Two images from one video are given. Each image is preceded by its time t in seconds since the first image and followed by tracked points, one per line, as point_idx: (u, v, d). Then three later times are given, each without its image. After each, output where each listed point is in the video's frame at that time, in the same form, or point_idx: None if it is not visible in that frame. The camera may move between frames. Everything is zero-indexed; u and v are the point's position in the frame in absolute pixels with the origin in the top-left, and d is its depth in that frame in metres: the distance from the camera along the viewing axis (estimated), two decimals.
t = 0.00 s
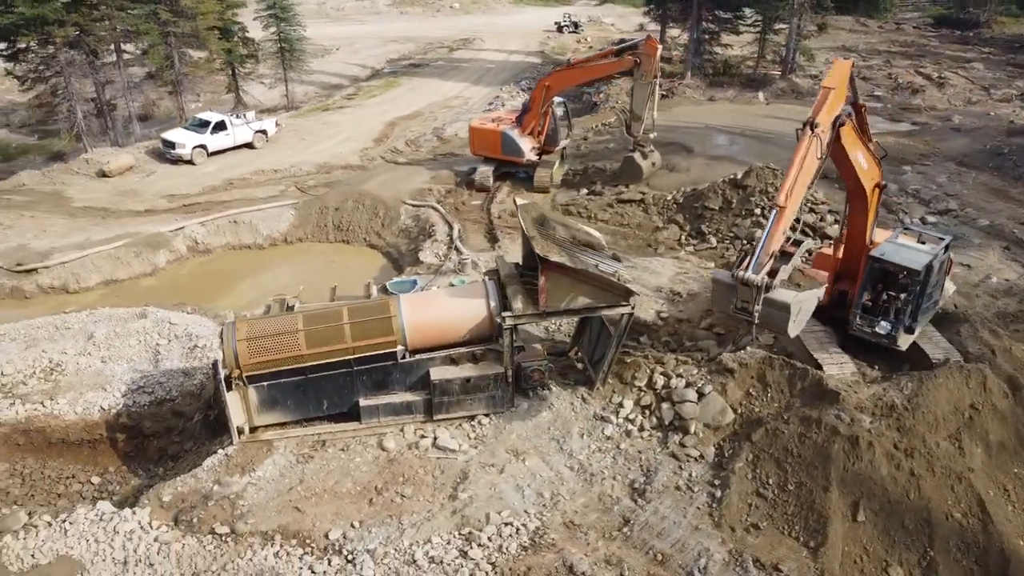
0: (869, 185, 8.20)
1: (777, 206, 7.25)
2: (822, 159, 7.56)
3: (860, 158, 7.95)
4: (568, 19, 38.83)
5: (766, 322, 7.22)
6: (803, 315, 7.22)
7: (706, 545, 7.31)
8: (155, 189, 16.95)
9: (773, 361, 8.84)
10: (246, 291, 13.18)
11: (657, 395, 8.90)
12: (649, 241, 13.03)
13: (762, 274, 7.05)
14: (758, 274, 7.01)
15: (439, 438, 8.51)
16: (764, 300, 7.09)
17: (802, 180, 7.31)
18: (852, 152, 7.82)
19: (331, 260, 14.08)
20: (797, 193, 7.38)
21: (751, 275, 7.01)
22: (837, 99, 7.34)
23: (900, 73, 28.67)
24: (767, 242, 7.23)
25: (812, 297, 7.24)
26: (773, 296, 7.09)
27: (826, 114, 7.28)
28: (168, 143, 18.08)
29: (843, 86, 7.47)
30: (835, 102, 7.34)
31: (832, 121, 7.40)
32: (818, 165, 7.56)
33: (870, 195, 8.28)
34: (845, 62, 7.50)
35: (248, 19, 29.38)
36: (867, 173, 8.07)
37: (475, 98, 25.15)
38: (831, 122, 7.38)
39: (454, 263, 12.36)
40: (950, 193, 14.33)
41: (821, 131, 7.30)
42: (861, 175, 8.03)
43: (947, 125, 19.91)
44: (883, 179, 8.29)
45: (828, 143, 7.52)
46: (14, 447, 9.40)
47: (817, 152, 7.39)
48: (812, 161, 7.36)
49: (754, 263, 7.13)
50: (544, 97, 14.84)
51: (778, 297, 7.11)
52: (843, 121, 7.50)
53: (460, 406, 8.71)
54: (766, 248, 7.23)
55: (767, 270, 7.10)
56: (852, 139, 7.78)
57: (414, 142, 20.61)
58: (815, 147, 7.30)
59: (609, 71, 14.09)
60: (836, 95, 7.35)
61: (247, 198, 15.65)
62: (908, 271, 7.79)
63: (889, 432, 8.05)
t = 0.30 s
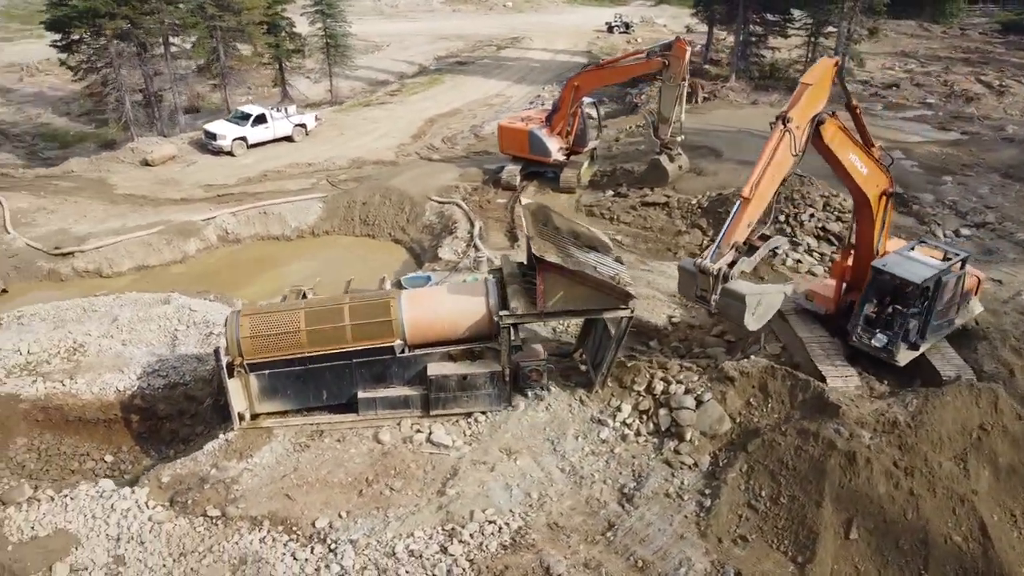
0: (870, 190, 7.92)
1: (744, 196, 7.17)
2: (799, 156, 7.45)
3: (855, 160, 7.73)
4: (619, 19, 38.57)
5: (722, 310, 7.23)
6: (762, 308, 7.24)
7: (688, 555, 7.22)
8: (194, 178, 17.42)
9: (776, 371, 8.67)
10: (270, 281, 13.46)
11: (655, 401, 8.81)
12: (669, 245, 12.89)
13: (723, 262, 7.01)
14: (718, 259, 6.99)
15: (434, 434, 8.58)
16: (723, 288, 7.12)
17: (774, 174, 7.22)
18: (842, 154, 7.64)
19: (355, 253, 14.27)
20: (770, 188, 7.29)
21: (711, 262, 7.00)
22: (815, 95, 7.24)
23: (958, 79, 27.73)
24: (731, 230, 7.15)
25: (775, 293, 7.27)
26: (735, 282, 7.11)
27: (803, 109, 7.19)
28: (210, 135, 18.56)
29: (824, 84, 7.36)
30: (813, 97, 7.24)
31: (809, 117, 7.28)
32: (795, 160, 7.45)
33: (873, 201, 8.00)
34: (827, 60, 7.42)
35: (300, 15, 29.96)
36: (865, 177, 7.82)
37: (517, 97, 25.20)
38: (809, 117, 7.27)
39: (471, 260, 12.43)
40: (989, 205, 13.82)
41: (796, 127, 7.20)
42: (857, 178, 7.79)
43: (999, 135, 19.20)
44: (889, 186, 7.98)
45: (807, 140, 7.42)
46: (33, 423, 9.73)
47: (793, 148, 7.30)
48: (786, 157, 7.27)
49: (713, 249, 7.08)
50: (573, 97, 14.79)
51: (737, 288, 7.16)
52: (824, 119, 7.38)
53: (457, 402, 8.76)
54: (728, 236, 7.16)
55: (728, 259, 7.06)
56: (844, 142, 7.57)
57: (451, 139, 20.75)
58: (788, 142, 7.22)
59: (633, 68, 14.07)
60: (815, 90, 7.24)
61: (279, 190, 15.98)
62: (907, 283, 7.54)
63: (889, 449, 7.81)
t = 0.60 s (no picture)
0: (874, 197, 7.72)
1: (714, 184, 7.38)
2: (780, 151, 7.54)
3: (853, 163, 7.59)
4: (672, 20, 38.11)
5: (685, 298, 7.37)
6: (724, 297, 7.27)
7: (668, 564, 7.13)
8: (232, 169, 17.83)
9: (777, 382, 8.49)
10: (294, 272, 13.71)
11: (653, 406, 8.73)
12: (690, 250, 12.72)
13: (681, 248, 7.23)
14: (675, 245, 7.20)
15: (429, 429, 8.64)
16: (683, 275, 7.27)
17: (747, 165, 7.38)
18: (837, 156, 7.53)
19: (380, 247, 14.44)
20: (744, 179, 7.44)
21: (671, 248, 7.21)
22: (796, 90, 7.31)
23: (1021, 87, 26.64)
24: (698, 217, 7.39)
25: (740, 284, 7.27)
26: (693, 270, 7.25)
27: (781, 103, 7.29)
28: (251, 127, 19.00)
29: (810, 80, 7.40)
30: (793, 93, 7.30)
31: (790, 112, 7.37)
32: (776, 154, 7.54)
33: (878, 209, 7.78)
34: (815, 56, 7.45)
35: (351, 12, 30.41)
36: (867, 183, 7.64)
37: (559, 96, 25.15)
38: (789, 112, 7.37)
39: (488, 258, 12.47)
40: None
41: (773, 121, 7.32)
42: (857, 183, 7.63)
43: None
44: (898, 195, 7.73)
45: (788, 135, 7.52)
46: (53, 400, 10.02)
47: (770, 141, 7.42)
48: (763, 150, 7.40)
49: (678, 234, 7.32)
50: (604, 98, 14.68)
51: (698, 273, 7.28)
52: (809, 115, 7.42)
53: (453, 399, 8.81)
54: (694, 224, 7.39)
55: (689, 246, 7.24)
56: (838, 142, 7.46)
57: (488, 137, 20.82)
58: (764, 135, 7.35)
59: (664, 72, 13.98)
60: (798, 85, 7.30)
61: (312, 183, 16.26)
62: (906, 296, 7.28)
63: (887, 467, 7.57)
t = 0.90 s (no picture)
0: (876, 203, 8.00)
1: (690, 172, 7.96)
2: (761, 146, 8.05)
3: (849, 166, 7.92)
4: (728, 22, 37.45)
5: (654, 283, 7.71)
6: (691, 285, 7.56)
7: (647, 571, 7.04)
8: (271, 161, 18.23)
9: (777, 393, 8.33)
10: (319, 263, 13.96)
11: (650, 411, 8.65)
12: (711, 255, 12.54)
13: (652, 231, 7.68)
14: (642, 230, 7.63)
15: (424, 424, 8.71)
16: (650, 260, 7.64)
17: (724, 156, 7.95)
18: (830, 156, 7.96)
19: (406, 243, 14.60)
20: (722, 169, 8.00)
21: (640, 232, 7.61)
22: (778, 88, 7.88)
23: None
24: (671, 204, 7.94)
25: (707, 274, 7.53)
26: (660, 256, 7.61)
27: (761, 99, 7.88)
28: (292, 121, 19.39)
29: (794, 80, 7.98)
30: (773, 90, 7.86)
31: (770, 109, 7.92)
32: (757, 149, 8.06)
33: (882, 216, 8.02)
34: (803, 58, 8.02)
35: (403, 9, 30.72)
36: (866, 186, 7.96)
37: (603, 97, 25.01)
38: (771, 108, 7.93)
39: (505, 257, 12.51)
40: None
41: (753, 115, 7.90)
42: (854, 186, 7.97)
43: None
44: (901, 202, 7.92)
45: (770, 131, 8.07)
46: (75, 378, 10.42)
47: (750, 135, 7.98)
48: (742, 142, 7.98)
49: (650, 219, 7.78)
50: (635, 99, 14.53)
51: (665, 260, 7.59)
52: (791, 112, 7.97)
53: (450, 394, 8.86)
54: (666, 210, 7.94)
55: (659, 232, 7.63)
56: (824, 141, 7.90)
57: (526, 136, 20.83)
58: (744, 128, 7.93)
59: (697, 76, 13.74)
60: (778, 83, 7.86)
61: (344, 177, 16.52)
62: (900, 309, 7.11)
63: (882, 485, 7.33)
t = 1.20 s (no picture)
0: (876, 212, 8.13)
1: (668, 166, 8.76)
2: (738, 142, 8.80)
3: (841, 171, 8.20)
4: (788, 25, 36.64)
5: (626, 273, 8.48)
6: (658, 276, 8.20)
7: None
8: (311, 154, 18.59)
9: (775, 404, 8.17)
10: (346, 255, 14.20)
11: (646, 417, 8.57)
12: (733, 262, 12.34)
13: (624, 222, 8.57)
14: (616, 221, 8.56)
15: (421, 418, 8.79)
16: (622, 250, 8.48)
17: (701, 153, 8.75)
18: (819, 159, 8.35)
19: (432, 238, 14.74)
20: (699, 165, 8.81)
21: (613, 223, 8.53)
22: (757, 90, 8.66)
23: None
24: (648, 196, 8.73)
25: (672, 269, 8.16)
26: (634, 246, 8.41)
27: (740, 99, 8.66)
28: (335, 115, 19.74)
29: (775, 82, 8.73)
30: (750, 91, 8.61)
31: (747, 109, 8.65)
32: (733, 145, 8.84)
33: (882, 225, 8.13)
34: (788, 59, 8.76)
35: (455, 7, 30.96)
36: (863, 194, 8.14)
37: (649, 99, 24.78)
38: (750, 109, 8.70)
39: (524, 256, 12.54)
40: None
41: (731, 113, 8.68)
42: (852, 193, 8.17)
43: None
44: (900, 211, 8.05)
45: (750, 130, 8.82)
46: (99, 357, 10.83)
47: (729, 134, 8.80)
48: (719, 140, 8.79)
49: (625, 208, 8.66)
50: (668, 101, 13.96)
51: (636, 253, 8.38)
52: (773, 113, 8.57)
53: (449, 390, 8.92)
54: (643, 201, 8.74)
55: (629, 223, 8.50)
56: (811, 145, 8.34)
57: (566, 135, 20.79)
58: (723, 126, 8.73)
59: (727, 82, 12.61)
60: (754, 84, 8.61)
61: (379, 172, 16.76)
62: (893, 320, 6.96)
63: (875, 503, 7.09)
